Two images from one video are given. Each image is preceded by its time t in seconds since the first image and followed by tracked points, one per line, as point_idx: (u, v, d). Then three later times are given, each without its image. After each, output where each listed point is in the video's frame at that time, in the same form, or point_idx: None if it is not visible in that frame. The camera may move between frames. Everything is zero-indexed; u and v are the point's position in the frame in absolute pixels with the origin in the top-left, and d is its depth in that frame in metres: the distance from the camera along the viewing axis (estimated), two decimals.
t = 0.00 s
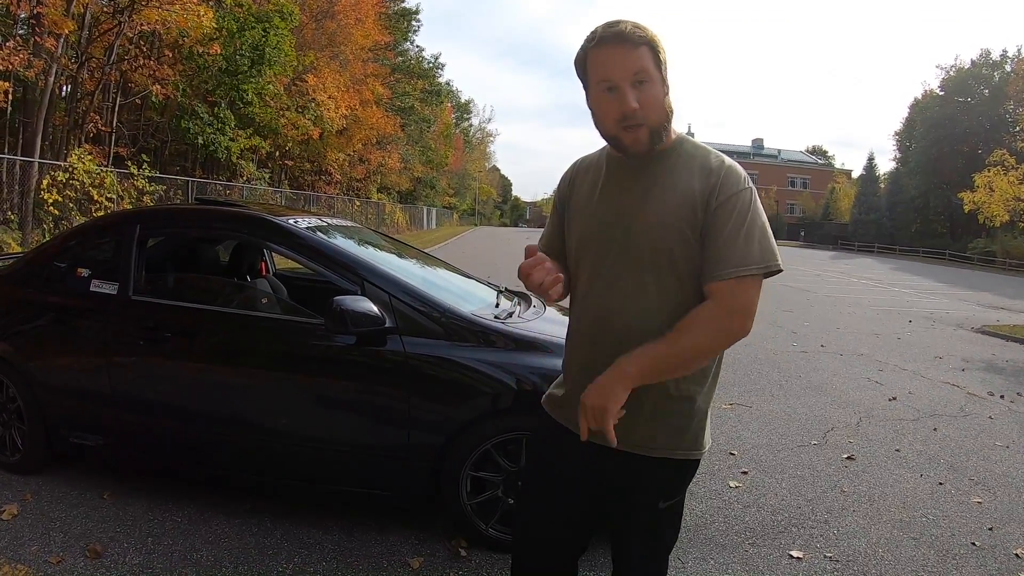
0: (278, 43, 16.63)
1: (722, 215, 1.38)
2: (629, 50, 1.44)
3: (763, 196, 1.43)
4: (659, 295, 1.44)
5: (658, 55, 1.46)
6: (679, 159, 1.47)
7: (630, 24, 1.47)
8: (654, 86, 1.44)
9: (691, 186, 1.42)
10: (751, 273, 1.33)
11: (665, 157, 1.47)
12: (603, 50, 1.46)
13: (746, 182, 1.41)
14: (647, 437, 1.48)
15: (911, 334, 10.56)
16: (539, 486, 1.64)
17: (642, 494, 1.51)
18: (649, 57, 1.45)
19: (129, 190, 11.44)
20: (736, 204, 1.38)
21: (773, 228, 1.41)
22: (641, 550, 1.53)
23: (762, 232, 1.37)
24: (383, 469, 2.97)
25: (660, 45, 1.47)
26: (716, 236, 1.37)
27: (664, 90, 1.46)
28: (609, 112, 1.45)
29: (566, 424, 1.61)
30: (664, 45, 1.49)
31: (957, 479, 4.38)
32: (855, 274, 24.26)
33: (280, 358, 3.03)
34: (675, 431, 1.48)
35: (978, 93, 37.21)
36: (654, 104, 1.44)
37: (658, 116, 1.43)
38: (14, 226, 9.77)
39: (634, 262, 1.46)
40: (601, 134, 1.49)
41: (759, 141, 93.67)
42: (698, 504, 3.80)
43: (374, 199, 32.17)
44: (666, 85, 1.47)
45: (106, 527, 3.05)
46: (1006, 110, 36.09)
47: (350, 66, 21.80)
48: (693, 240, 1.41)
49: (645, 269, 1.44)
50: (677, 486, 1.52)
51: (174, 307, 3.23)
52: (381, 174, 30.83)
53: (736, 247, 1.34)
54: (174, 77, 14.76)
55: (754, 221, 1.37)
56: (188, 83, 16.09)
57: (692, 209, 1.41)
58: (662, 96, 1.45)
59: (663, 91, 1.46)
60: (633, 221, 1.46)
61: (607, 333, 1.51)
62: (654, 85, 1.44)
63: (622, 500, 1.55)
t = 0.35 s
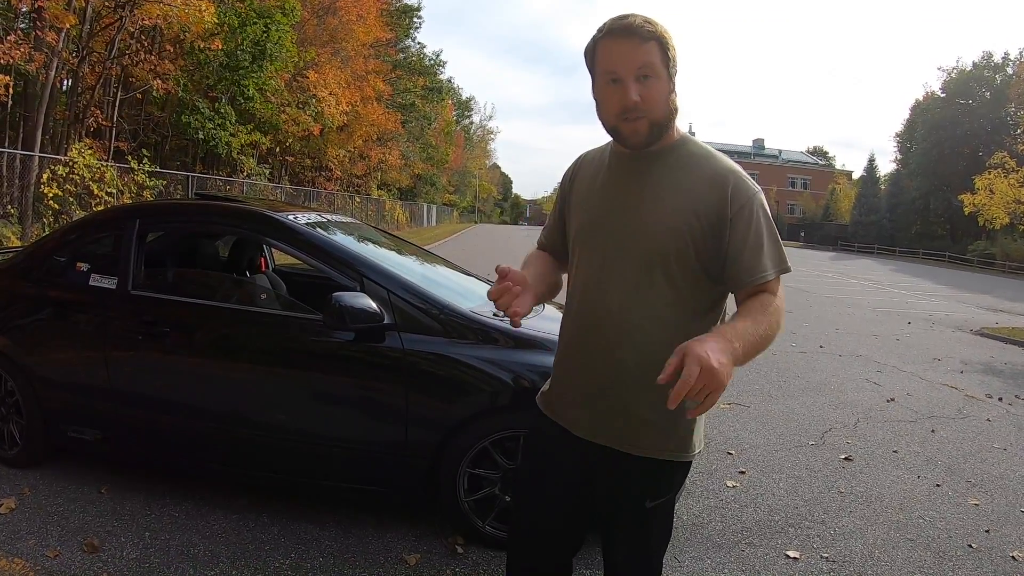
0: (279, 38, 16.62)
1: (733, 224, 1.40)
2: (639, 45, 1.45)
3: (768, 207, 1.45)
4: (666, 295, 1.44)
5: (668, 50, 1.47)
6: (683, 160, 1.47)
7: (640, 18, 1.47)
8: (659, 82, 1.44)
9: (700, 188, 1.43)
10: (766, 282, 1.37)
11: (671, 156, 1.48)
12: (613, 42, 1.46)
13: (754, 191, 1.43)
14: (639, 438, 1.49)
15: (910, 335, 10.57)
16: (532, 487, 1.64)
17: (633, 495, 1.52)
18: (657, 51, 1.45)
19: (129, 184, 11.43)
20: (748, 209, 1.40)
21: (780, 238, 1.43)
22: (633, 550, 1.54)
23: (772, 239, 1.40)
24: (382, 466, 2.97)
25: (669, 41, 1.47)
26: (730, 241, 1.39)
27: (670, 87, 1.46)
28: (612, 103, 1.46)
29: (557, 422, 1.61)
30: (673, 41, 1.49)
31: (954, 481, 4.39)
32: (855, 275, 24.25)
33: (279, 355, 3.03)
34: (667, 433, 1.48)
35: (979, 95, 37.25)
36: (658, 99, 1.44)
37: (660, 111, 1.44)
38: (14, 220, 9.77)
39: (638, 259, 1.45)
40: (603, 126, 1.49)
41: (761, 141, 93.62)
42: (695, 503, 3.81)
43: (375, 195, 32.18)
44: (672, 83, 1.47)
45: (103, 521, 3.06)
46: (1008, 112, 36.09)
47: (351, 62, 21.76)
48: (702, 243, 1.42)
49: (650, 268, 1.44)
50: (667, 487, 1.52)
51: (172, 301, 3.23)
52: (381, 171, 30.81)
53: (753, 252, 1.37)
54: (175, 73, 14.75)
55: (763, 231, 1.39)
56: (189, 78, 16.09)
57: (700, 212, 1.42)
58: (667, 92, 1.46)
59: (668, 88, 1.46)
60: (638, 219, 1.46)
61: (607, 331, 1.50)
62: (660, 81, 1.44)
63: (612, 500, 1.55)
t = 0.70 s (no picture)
0: (280, 40, 16.63)
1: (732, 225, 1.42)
2: (649, 43, 1.45)
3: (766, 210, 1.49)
4: (665, 297, 1.44)
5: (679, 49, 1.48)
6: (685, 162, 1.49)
7: (652, 18, 1.49)
8: (668, 80, 1.45)
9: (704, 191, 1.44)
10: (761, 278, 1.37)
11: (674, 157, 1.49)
12: (624, 39, 1.47)
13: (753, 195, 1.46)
14: (639, 440, 1.49)
15: (908, 340, 10.57)
16: (526, 495, 1.64)
17: (632, 497, 1.52)
18: (667, 51, 1.46)
19: (128, 185, 11.42)
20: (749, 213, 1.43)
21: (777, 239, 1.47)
22: (632, 556, 1.54)
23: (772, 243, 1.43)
24: (378, 468, 2.97)
25: (678, 42, 1.48)
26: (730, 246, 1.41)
27: (678, 88, 1.47)
28: (620, 98, 1.45)
29: (557, 426, 1.60)
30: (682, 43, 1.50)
31: (951, 486, 4.39)
32: (854, 280, 24.27)
33: (276, 356, 3.03)
34: (668, 432, 1.50)
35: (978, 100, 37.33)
36: (666, 97, 1.44)
37: (668, 109, 1.44)
38: (12, 220, 9.78)
39: (641, 258, 1.45)
40: (609, 121, 1.48)
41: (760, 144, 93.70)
42: (692, 508, 3.80)
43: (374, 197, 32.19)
44: (680, 83, 1.47)
45: (99, 521, 3.05)
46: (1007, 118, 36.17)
47: (351, 64, 21.74)
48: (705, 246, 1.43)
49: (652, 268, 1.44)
50: (666, 489, 1.53)
51: (169, 302, 3.23)
52: (381, 173, 30.82)
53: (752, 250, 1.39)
54: (175, 73, 14.77)
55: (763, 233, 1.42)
56: (189, 79, 16.10)
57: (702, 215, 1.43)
58: (675, 92, 1.46)
59: (676, 88, 1.47)
60: (642, 219, 1.46)
61: (609, 330, 1.50)
62: (669, 80, 1.45)
63: (610, 503, 1.56)
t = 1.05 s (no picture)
0: (282, 44, 16.69)
1: (725, 232, 1.40)
2: (642, 53, 1.47)
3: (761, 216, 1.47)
4: (657, 309, 1.46)
5: (670, 58, 1.49)
6: (679, 168, 1.48)
7: (643, 26, 1.50)
8: (662, 90, 1.46)
9: (694, 200, 1.44)
10: (751, 294, 1.36)
11: (667, 165, 1.48)
12: (617, 50, 1.48)
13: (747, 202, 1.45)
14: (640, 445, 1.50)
15: (911, 342, 10.56)
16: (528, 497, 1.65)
17: (632, 498, 1.53)
18: (660, 60, 1.48)
19: (131, 188, 11.45)
20: (740, 221, 1.41)
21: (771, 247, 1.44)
22: (633, 558, 1.54)
23: (764, 253, 1.41)
24: (381, 471, 2.98)
25: (670, 51, 1.50)
26: (719, 257, 1.39)
27: (672, 96, 1.48)
28: (614, 109, 1.47)
29: (559, 429, 1.62)
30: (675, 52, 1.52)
31: (954, 487, 4.39)
32: (856, 282, 24.24)
33: (279, 358, 3.04)
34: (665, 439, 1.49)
35: (980, 102, 37.34)
36: (661, 107, 1.46)
37: (662, 119, 1.45)
38: (16, 223, 9.82)
39: (634, 268, 1.47)
40: (605, 133, 1.50)
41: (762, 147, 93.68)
42: (695, 510, 3.81)
43: (377, 201, 32.26)
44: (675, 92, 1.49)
45: (103, 523, 3.07)
46: (1009, 120, 36.16)
47: (354, 68, 21.83)
48: (696, 255, 1.43)
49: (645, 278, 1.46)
50: (667, 490, 1.53)
51: (173, 305, 3.25)
52: (383, 177, 30.88)
53: (746, 263, 1.37)
54: (179, 77, 14.82)
55: (756, 241, 1.40)
56: (193, 83, 16.18)
57: (692, 224, 1.43)
58: (670, 101, 1.47)
59: (671, 98, 1.48)
60: (633, 228, 1.47)
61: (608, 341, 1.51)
62: (663, 89, 1.46)
63: (611, 503, 1.57)
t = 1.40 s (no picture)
0: (287, 51, 16.78)
1: (740, 243, 1.43)
2: (641, 66, 1.46)
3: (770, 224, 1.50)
4: (673, 318, 1.46)
5: (671, 70, 1.47)
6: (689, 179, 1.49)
7: (646, 37, 1.48)
8: (660, 104, 1.46)
9: (708, 210, 1.45)
10: (769, 299, 1.43)
11: (676, 175, 1.49)
12: (617, 62, 1.48)
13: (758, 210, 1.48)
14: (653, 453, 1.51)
15: (916, 349, 10.53)
16: (533, 506, 1.65)
17: (637, 506, 1.53)
18: (659, 72, 1.46)
19: (137, 195, 11.50)
20: (754, 231, 1.44)
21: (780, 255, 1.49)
22: (637, 567, 1.54)
23: (776, 259, 1.46)
24: (386, 477, 2.98)
25: (673, 62, 1.48)
26: (736, 266, 1.43)
27: (672, 109, 1.48)
28: (611, 122, 1.49)
29: (567, 440, 1.61)
30: (678, 62, 1.50)
31: (959, 494, 4.38)
32: (861, 290, 24.19)
33: (285, 365, 3.05)
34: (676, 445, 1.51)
35: (984, 108, 37.30)
36: (657, 121, 1.46)
37: (658, 133, 1.46)
38: (22, 229, 9.84)
39: (649, 278, 1.46)
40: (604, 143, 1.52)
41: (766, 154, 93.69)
42: (700, 518, 3.80)
43: (380, 208, 32.33)
44: (675, 105, 1.48)
45: (108, 528, 3.08)
46: (1013, 126, 36.12)
47: (359, 76, 21.93)
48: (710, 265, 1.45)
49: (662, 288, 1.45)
50: (671, 498, 1.54)
51: (179, 311, 3.26)
52: (386, 184, 30.95)
53: (758, 270, 1.42)
54: (184, 84, 14.92)
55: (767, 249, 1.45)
56: (198, 90, 16.25)
57: (706, 233, 1.44)
58: (668, 114, 1.47)
59: (670, 110, 1.48)
60: (648, 239, 1.47)
61: (619, 352, 1.51)
62: (661, 103, 1.46)
63: (615, 510, 1.57)
